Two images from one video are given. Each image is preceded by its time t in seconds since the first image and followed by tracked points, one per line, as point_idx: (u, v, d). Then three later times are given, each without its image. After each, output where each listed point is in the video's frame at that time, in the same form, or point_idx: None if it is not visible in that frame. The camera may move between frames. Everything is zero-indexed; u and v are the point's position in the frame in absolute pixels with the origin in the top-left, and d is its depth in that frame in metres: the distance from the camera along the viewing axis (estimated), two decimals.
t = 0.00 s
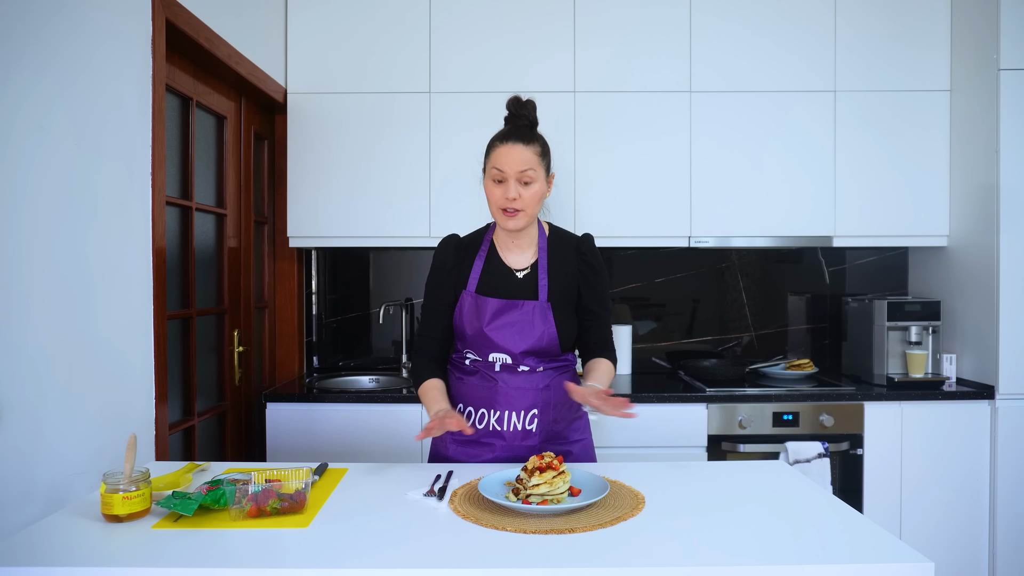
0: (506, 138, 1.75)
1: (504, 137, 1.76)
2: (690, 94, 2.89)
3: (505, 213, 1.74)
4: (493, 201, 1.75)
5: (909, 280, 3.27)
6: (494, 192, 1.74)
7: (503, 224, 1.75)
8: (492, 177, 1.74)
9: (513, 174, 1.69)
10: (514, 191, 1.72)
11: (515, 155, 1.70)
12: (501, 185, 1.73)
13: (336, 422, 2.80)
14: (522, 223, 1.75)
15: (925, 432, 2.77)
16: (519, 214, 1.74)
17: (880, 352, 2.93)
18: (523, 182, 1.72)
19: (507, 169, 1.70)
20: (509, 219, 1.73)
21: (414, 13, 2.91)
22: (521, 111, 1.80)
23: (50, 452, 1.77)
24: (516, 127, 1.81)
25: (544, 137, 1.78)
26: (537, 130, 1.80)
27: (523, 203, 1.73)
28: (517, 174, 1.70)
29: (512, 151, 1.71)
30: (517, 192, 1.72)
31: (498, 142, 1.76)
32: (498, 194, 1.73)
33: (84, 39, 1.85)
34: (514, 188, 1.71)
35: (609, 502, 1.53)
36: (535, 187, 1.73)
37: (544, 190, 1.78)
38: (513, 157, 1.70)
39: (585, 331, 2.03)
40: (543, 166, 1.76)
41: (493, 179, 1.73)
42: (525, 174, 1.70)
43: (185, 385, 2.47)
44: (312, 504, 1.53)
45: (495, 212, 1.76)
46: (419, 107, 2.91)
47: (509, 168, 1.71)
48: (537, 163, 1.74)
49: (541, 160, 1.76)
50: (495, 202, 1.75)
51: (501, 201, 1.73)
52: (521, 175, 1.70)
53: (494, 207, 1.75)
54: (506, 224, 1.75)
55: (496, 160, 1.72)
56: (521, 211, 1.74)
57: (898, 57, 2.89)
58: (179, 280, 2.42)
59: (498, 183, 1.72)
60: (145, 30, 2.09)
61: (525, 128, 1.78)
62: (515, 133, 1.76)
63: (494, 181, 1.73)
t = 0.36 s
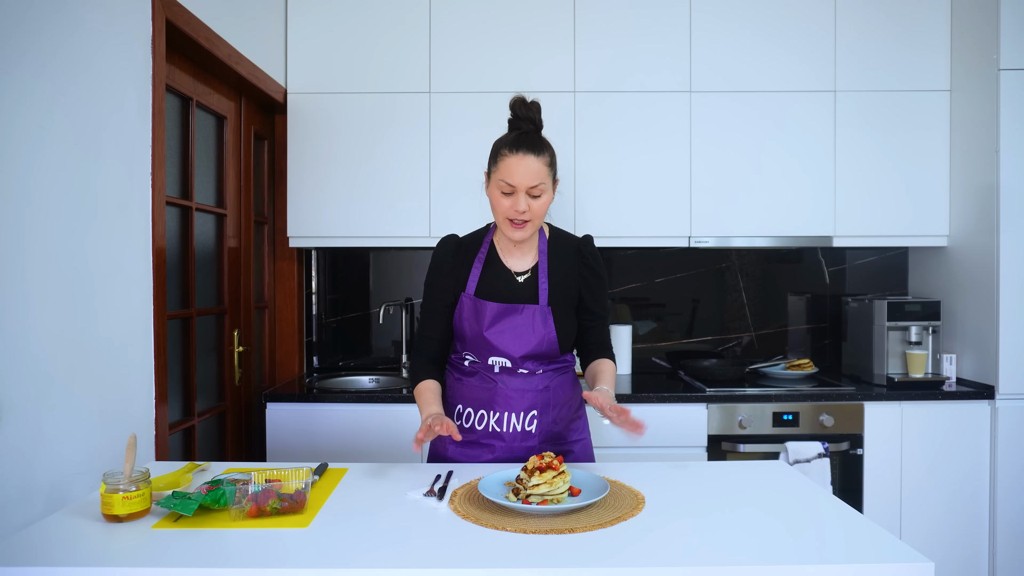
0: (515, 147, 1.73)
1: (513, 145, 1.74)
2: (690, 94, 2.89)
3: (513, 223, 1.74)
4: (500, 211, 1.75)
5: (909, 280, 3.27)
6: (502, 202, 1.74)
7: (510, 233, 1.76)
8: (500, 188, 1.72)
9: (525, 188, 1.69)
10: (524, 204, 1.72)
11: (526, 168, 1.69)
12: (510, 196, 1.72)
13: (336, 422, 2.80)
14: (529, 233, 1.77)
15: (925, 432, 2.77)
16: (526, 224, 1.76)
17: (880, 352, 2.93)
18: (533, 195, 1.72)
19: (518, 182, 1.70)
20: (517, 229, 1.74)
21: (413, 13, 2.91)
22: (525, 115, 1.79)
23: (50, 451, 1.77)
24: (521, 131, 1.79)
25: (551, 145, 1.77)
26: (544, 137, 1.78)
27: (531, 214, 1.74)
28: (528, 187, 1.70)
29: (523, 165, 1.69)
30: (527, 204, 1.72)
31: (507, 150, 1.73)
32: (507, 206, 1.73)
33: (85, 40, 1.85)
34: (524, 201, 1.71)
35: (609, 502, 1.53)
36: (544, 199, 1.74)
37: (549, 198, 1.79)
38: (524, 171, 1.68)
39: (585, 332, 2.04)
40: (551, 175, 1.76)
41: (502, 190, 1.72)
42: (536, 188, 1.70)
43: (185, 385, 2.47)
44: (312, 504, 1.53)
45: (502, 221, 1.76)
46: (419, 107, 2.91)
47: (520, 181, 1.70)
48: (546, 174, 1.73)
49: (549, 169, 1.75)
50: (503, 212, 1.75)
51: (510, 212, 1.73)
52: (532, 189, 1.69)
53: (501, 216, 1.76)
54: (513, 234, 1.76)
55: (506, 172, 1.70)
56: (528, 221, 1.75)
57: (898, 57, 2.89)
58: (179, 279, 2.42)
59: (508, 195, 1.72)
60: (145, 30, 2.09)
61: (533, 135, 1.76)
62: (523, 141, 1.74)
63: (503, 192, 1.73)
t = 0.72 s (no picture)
0: (509, 140, 1.75)
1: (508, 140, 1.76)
2: (690, 94, 2.89)
3: (508, 216, 1.73)
4: (495, 204, 1.75)
5: (909, 280, 3.27)
6: (497, 195, 1.74)
7: (505, 228, 1.75)
8: (495, 180, 1.73)
9: (519, 179, 1.70)
10: (519, 196, 1.72)
11: (520, 160, 1.71)
12: (505, 189, 1.73)
13: (336, 422, 2.80)
14: (525, 228, 1.75)
15: (925, 432, 2.77)
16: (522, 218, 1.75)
17: (880, 352, 2.93)
18: (528, 187, 1.72)
19: (513, 174, 1.71)
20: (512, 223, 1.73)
21: (413, 13, 2.91)
22: (519, 110, 1.80)
23: (50, 451, 1.77)
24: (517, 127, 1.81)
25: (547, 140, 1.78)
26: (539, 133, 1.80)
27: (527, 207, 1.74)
28: (522, 179, 1.71)
29: (518, 156, 1.71)
30: (522, 197, 1.72)
31: (502, 144, 1.75)
32: (501, 198, 1.73)
33: (84, 39, 1.85)
34: (518, 193, 1.71)
35: (609, 502, 1.53)
36: (539, 192, 1.74)
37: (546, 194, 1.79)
38: (519, 162, 1.70)
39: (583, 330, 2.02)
40: (546, 170, 1.76)
41: (497, 182, 1.73)
42: (530, 179, 1.71)
43: (185, 385, 2.47)
44: (312, 504, 1.53)
45: (497, 215, 1.75)
46: (419, 107, 2.91)
47: (514, 173, 1.71)
48: (542, 168, 1.74)
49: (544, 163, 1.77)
50: (498, 206, 1.75)
51: (505, 205, 1.73)
52: (527, 180, 1.70)
53: (497, 210, 1.75)
54: (508, 228, 1.75)
55: (501, 164, 1.72)
56: (524, 214, 1.74)
57: (898, 57, 2.89)
58: (179, 279, 2.42)
59: (502, 187, 1.72)
60: (145, 30, 2.09)
61: (528, 129, 1.79)
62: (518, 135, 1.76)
63: (498, 184, 1.73)
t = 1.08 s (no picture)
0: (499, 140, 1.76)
1: (498, 139, 1.77)
2: (690, 94, 2.89)
3: (501, 215, 1.73)
4: (488, 204, 1.75)
5: (909, 280, 3.26)
6: (489, 195, 1.75)
7: (500, 227, 1.75)
8: (486, 180, 1.75)
9: (506, 175, 1.69)
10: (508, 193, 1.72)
11: (507, 157, 1.71)
12: (495, 188, 1.73)
13: (336, 422, 2.80)
14: (518, 225, 1.74)
15: (925, 432, 2.77)
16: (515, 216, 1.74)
17: (880, 352, 2.93)
18: (517, 184, 1.72)
19: (500, 172, 1.71)
20: (505, 221, 1.72)
21: (413, 13, 2.91)
22: (516, 112, 1.82)
23: (49, 451, 1.77)
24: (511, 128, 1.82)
25: (539, 137, 1.78)
26: (532, 130, 1.79)
27: (518, 204, 1.73)
28: (510, 175, 1.70)
29: (503, 154, 1.71)
30: (512, 194, 1.72)
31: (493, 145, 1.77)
32: (492, 197, 1.74)
33: (84, 39, 1.85)
34: (507, 190, 1.71)
35: (609, 502, 1.53)
36: (529, 187, 1.72)
37: (540, 190, 1.77)
38: (506, 159, 1.70)
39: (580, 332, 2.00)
40: (538, 165, 1.75)
41: (488, 181, 1.74)
42: (517, 175, 1.70)
43: (185, 385, 2.47)
44: (312, 504, 1.53)
45: (491, 215, 1.76)
46: (419, 106, 2.91)
47: (502, 171, 1.71)
48: (531, 164, 1.73)
49: (535, 160, 1.76)
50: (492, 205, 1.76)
51: (495, 203, 1.73)
52: (514, 176, 1.70)
53: (490, 210, 1.75)
54: (503, 227, 1.75)
55: (489, 163, 1.73)
56: (516, 212, 1.73)
57: (898, 57, 2.89)
58: (179, 279, 2.42)
59: (493, 185, 1.73)
60: (145, 30, 2.09)
61: (520, 128, 1.79)
62: (509, 134, 1.77)
63: (489, 184, 1.74)
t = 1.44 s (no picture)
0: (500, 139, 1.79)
1: (499, 137, 1.80)
2: (691, 93, 2.89)
3: (500, 210, 1.74)
4: (488, 200, 1.77)
5: (909, 280, 3.26)
6: (489, 191, 1.76)
7: (501, 222, 1.76)
8: (486, 177, 1.76)
9: (503, 169, 1.71)
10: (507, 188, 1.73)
11: (506, 152, 1.74)
12: (494, 183, 1.75)
13: (336, 422, 2.80)
14: (518, 219, 1.75)
15: (925, 432, 2.77)
16: (515, 210, 1.74)
17: (880, 352, 2.92)
18: (516, 178, 1.73)
19: (497, 166, 1.73)
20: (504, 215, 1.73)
21: (413, 13, 2.91)
22: (520, 113, 1.85)
23: (50, 451, 1.77)
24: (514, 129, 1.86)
25: (539, 136, 1.82)
26: (533, 131, 1.83)
27: (517, 198, 1.73)
28: (508, 170, 1.72)
29: (501, 149, 1.74)
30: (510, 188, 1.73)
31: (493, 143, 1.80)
32: (490, 192, 1.75)
33: (84, 39, 1.85)
34: (505, 183, 1.72)
35: (609, 502, 1.53)
36: (527, 181, 1.73)
37: (541, 186, 1.78)
38: (503, 154, 1.73)
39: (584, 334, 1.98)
40: (537, 161, 1.77)
41: (487, 178, 1.76)
42: (515, 169, 1.72)
43: (185, 385, 2.47)
44: (312, 504, 1.53)
45: (492, 211, 1.77)
46: (419, 106, 2.91)
47: (499, 165, 1.73)
48: (529, 160, 1.75)
49: (535, 156, 1.78)
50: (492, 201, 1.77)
51: (494, 198, 1.74)
52: (511, 170, 1.72)
53: (490, 206, 1.76)
54: (503, 221, 1.76)
55: (488, 159, 1.76)
56: (515, 206, 1.73)
57: (898, 57, 2.89)
58: (179, 279, 2.42)
59: (491, 181, 1.75)
60: (145, 30, 2.09)
61: (522, 128, 1.83)
62: (510, 133, 1.80)
63: (488, 180, 1.75)
